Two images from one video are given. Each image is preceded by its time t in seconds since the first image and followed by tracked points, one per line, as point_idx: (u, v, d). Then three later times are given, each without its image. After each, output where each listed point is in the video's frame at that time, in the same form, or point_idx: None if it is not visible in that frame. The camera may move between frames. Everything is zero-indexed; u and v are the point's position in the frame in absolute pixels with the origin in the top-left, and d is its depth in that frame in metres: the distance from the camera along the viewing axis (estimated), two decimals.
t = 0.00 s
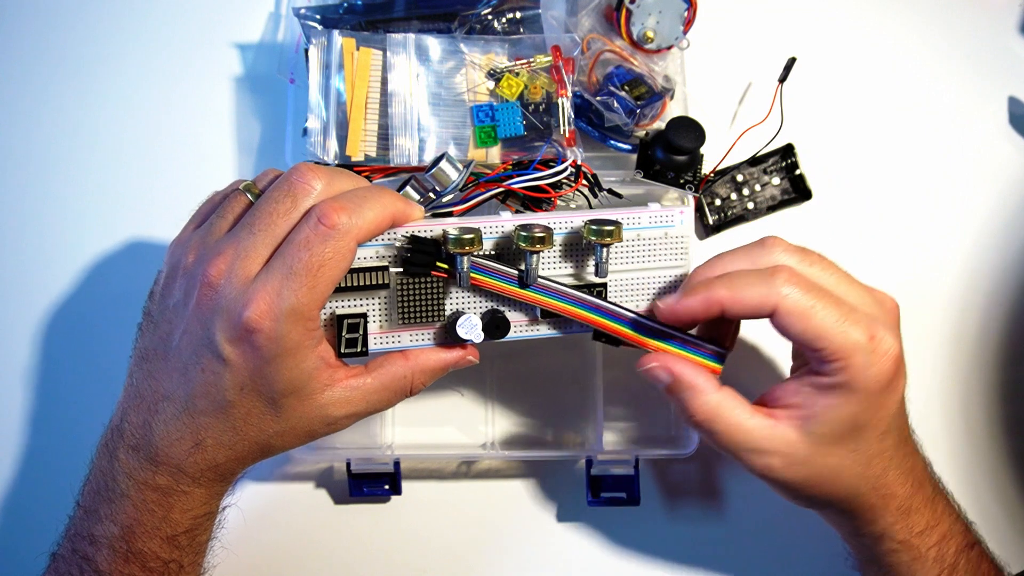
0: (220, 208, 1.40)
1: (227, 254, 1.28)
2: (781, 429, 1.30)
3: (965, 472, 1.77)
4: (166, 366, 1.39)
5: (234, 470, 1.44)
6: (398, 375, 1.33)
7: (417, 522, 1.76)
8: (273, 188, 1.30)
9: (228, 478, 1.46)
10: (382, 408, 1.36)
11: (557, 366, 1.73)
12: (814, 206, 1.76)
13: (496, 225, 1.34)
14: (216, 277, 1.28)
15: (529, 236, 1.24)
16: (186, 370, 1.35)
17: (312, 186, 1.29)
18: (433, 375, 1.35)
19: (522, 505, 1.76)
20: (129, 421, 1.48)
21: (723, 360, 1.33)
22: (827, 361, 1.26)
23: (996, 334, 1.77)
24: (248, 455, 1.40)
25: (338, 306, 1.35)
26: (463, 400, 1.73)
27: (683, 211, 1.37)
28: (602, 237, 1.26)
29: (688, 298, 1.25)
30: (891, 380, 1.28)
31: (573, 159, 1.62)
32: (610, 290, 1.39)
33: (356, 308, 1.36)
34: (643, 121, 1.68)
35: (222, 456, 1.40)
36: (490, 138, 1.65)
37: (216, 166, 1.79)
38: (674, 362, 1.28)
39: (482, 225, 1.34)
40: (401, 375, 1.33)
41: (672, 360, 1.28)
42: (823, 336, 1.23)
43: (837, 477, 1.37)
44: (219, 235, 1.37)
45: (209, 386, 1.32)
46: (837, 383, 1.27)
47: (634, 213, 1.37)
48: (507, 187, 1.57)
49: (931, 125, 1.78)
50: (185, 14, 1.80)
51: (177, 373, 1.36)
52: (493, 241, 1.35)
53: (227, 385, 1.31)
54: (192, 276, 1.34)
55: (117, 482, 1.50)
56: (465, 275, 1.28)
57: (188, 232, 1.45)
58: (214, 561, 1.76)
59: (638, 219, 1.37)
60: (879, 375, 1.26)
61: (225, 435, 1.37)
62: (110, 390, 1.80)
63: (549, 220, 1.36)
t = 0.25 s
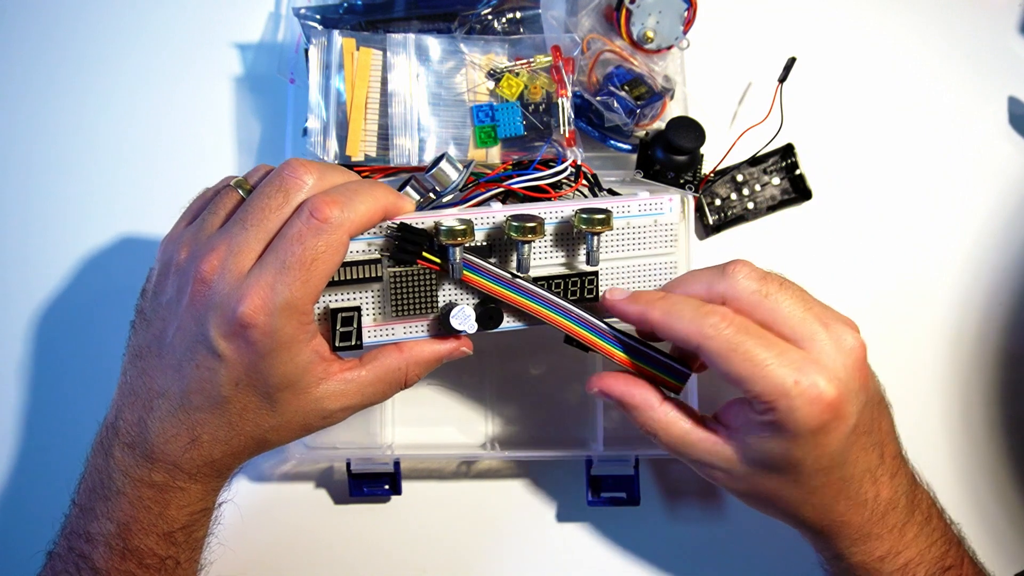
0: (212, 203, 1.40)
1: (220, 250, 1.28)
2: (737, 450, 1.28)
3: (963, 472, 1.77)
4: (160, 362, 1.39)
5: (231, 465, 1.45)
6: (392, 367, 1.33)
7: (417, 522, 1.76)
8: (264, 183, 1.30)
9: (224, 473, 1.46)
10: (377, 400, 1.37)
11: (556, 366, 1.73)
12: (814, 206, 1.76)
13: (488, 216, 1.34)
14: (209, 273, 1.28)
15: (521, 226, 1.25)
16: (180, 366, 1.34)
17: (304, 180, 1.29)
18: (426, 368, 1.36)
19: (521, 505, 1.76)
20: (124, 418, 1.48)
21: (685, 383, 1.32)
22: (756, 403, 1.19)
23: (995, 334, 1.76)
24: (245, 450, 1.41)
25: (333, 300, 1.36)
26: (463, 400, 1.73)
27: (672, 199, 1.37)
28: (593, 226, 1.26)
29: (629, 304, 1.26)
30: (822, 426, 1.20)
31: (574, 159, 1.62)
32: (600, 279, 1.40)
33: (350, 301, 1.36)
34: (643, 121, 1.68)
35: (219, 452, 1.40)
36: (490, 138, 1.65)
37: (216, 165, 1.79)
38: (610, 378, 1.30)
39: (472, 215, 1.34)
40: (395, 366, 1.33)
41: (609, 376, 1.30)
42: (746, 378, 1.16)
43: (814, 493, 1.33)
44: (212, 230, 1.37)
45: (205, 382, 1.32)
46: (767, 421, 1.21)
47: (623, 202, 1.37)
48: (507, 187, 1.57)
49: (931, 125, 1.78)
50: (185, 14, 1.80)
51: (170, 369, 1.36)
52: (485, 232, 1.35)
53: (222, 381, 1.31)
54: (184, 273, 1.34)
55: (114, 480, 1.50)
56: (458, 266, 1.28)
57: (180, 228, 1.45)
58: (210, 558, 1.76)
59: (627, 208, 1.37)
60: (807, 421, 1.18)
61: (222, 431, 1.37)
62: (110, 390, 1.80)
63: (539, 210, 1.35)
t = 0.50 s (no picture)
0: (216, 204, 1.40)
1: (224, 250, 1.28)
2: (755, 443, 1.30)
3: (964, 472, 1.77)
4: (163, 362, 1.39)
5: (233, 465, 1.45)
6: (395, 368, 1.33)
7: (416, 523, 1.76)
8: (269, 184, 1.30)
9: (227, 473, 1.47)
10: (380, 402, 1.37)
11: (557, 365, 1.72)
12: (814, 206, 1.76)
13: (491, 218, 1.34)
14: (214, 273, 1.28)
15: (524, 228, 1.25)
16: (183, 366, 1.34)
17: (308, 181, 1.29)
18: (429, 370, 1.36)
19: (521, 505, 1.76)
20: (126, 418, 1.48)
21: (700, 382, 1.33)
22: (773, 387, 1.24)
23: (996, 334, 1.76)
24: (247, 450, 1.41)
25: (336, 301, 1.36)
26: (464, 401, 1.73)
27: (674, 202, 1.38)
28: (596, 227, 1.26)
29: (632, 310, 1.29)
30: (840, 407, 1.25)
31: (573, 159, 1.62)
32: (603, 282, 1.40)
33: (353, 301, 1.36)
34: (643, 121, 1.68)
35: (221, 451, 1.40)
36: (490, 138, 1.65)
37: (216, 165, 1.79)
38: (636, 373, 1.30)
39: (476, 218, 1.34)
40: (398, 367, 1.33)
41: (634, 370, 1.30)
42: (765, 361, 1.21)
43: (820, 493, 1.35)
44: (216, 231, 1.37)
45: (208, 382, 1.32)
46: (785, 407, 1.24)
47: (625, 205, 1.37)
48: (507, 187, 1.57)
49: (931, 125, 1.78)
50: (185, 14, 1.80)
51: (174, 369, 1.36)
52: (488, 234, 1.35)
53: (225, 381, 1.31)
54: (189, 273, 1.34)
55: (115, 479, 1.49)
56: (462, 268, 1.26)
57: (183, 229, 1.45)
58: (211, 558, 1.76)
59: (629, 211, 1.37)
60: (825, 401, 1.23)
61: (224, 431, 1.37)
62: (110, 390, 1.80)
63: (541, 212, 1.35)
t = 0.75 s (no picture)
0: (213, 203, 1.40)
1: (221, 249, 1.27)
2: (742, 460, 1.27)
3: (964, 472, 1.77)
4: (161, 361, 1.38)
5: (231, 463, 1.45)
6: (392, 366, 1.33)
7: (417, 523, 1.76)
8: (266, 182, 1.30)
9: (226, 471, 1.47)
10: (377, 399, 1.37)
11: (557, 365, 1.72)
12: (814, 206, 1.76)
13: (489, 217, 1.34)
14: (210, 272, 1.27)
15: (522, 227, 1.25)
16: (181, 364, 1.34)
17: (304, 179, 1.29)
18: (426, 368, 1.36)
19: (522, 506, 1.76)
20: (124, 418, 1.48)
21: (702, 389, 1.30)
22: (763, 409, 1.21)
23: (996, 334, 1.76)
24: (246, 449, 1.41)
25: (334, 299, 1.36)
26: (463, 401, 1.72)
27: (671, 200, 1.38)
28: (593, 227, 1.26)
29: (636, 318, 1.29)
30: (828, 432, 1.21)
31: (573, 159, 1.62)
32: (600, 280, 1.40)
33: (351, 300, 1.36)
34: (643, 121, 1.68)
35: (220, 450, 1.40)
36: (490, 138, 1.65)
37: (217, 165, 1.79)
38: (634, 377, 1.27)
39: (474, 216, 1.34)
40: (395, 365, 1.33)
41: (632, 374, 1.27)
42: (756, 384, 1.18)
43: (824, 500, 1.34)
44: (213, 230, 1.36)
45: (206, 380, 1.32)
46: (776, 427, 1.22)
47: (623, 203, 1.37)
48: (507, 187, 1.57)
49: (931, 125, 1.78)
50: (185, 14, 1.80)
51: (171, 368, 1.36)
52: (486, 233, 1.35)
53: (223, 379, 1.31)
54: (186, 272, 1.34)
55: (114, 479, 1.49)
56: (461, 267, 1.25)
57: (181, 228, 1.45)
58: (210, 557, 1.75)
59: (626, 209, 1.37)
60: (813, 428, 1.20)
61: (222, 429, 1.37)
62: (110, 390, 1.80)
63: (539, 211, 1.35)
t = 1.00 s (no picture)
0: (221, 206, 1.40)
1: (229, 253, 1.27)
2: (731, 468, 1.27)
3: (964, 472, 1.77)
4: (168, 364, 1.38)
5: (238, 465, 1.45)
6: (399, 368, 1.34)
7: (417, 523, 1.76)
8: (274, 186, 1.30)
9: (232, 473, 1.47)
10: (384, 401, 1.38)
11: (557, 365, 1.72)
12: (814, 206, 1.76)
13: (493, 218, 1.34)
14: (219, 276, 1.27)
15: (527, 229, 1.26)
16: (189, 368, 1.34)
17: (313, 182, 1.29)
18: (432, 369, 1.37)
19: (522, 506, 1.76)
20: (130, 419, 1.47)
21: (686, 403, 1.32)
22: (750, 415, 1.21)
23: (996, 334, 1.76)
24: (252, 451, 1.41)
25: (340, 302, 1.35)
26: (466, 402, 1.72)
27: (673, 201, 1.38)
28: (598, 229, 1.27)
29: (618, 329, 1.30)
30: (813, 436, 1.21)
31: (573, 159, 1.62)
32: (604, 281, 1.40)
33: (357, 302, 1.36)
34: (643, 121, 1.68)
35: (226, 452, 1.40)
36: (490, 138, 1.65)
37: (218, 166, 1.79)
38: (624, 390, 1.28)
39: (479, 218, 1.34)
40: (402, 367, 1.34)
41: (621, 386, 1.29)
42: (740, 389, 1.18)
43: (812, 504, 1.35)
44: (221, 233, 1.37)
45: (214, 384, 1.32)
46: (761, 432, 1.21)
47: (627, 204, 1.37)
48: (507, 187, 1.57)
49: (931, 125, 1.78)
50: (185, 15, 1.80)
51: (178, 370, 1.36)
52: (491, 235, 1.35)
53: (231, 383, 1.31)
54: (194, 275, 1.34)
55: (119, 480, 1.49)
56: (466, 269, 1.26)
57: (188, 231, 1.45)
58: (215, 559, 1.75)
59: (630, 210, 1.37)
60: (798, 430, 1.19)
61: (230, 432, 1.37)
62: (110, 391, 1.80)
63: (544, 213, 1.35)
